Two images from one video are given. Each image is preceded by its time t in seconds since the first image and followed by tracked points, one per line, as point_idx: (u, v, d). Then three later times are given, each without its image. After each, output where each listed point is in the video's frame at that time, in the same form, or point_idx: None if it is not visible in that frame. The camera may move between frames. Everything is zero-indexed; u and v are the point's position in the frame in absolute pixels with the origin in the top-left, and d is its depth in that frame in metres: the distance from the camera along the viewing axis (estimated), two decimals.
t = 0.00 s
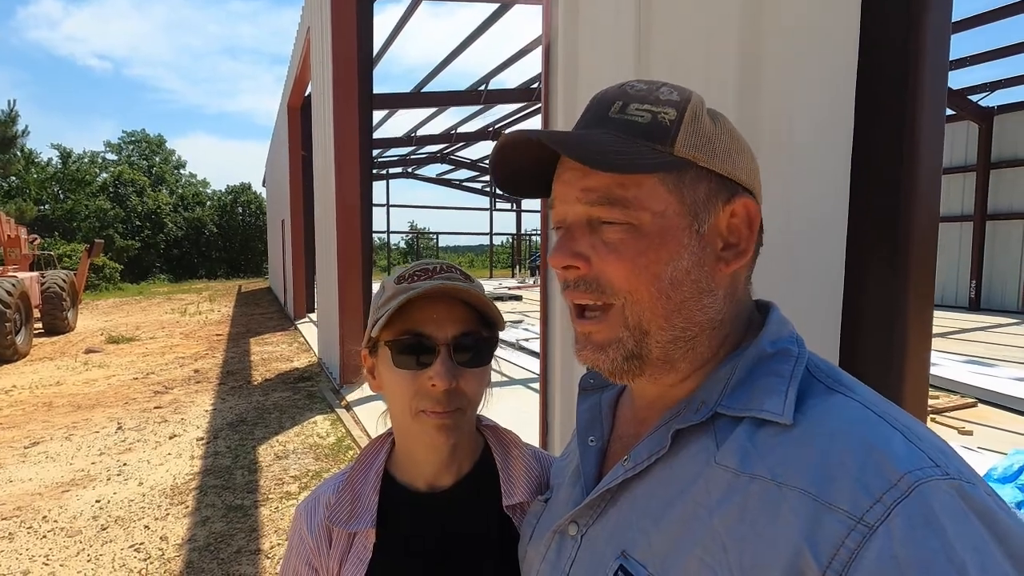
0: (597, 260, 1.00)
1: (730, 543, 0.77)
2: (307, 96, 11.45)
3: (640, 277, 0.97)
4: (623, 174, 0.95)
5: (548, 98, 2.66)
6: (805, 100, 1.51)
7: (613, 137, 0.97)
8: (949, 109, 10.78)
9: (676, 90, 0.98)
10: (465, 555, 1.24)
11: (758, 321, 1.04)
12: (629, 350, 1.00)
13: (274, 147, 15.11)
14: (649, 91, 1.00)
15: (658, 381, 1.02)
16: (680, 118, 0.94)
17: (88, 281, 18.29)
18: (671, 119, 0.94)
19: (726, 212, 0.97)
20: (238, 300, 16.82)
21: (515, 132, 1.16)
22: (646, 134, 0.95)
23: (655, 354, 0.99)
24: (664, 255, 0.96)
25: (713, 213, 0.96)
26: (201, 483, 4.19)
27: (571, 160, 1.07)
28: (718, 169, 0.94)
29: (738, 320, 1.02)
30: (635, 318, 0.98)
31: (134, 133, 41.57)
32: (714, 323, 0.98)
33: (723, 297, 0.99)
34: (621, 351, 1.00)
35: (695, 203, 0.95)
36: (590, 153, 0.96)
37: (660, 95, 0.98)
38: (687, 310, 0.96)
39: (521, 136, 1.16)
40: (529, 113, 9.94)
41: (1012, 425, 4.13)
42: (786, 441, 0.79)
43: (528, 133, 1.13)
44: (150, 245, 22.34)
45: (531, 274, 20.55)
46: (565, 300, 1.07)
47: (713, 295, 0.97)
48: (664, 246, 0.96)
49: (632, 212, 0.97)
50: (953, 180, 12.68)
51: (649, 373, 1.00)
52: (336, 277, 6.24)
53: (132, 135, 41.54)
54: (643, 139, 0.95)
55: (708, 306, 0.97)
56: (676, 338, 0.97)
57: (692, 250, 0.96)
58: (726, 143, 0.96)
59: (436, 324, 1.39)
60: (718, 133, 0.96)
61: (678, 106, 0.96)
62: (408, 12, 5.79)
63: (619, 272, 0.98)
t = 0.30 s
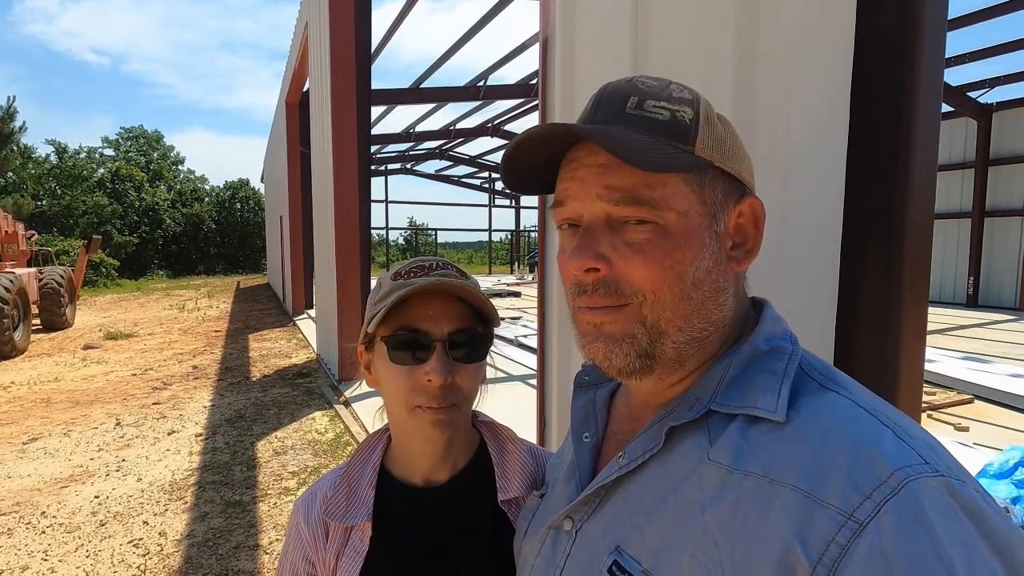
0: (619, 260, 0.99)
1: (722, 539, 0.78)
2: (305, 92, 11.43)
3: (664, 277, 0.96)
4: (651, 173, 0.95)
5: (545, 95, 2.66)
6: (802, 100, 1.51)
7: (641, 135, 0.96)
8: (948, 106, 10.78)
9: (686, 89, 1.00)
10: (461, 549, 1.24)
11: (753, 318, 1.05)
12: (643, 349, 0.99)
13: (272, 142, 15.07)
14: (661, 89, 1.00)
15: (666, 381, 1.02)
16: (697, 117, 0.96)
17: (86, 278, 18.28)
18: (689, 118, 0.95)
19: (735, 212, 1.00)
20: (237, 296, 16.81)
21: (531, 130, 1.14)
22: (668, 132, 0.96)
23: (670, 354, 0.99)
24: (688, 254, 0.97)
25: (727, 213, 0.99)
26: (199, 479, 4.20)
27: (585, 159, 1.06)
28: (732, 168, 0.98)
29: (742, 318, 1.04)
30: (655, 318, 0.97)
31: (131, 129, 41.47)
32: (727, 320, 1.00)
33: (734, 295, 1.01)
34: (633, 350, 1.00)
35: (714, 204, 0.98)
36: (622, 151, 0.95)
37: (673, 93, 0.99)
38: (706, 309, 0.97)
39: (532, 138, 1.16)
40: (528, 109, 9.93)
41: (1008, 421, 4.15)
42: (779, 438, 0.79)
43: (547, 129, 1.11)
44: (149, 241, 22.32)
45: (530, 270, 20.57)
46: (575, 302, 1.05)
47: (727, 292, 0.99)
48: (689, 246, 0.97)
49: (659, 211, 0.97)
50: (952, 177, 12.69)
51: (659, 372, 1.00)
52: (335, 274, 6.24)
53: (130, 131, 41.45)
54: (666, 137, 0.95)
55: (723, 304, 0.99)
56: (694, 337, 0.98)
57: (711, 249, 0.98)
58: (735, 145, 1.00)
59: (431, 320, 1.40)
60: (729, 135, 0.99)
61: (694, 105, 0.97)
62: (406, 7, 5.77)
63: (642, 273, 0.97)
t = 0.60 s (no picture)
0: (627, 256, 0.97)
1: (738, 542, 0.76)
2: (305, 90, 11.39)
3: (674, 275, 0.95)
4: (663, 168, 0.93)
5: (549, 92, 2.64)
6: (807, 98, 1.49)
7: (655, 127, 0.95)
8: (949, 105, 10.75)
9: (709, 79, 0.97)
10: (464, 545, 1.22)
11: (765, 317, 1.03)
12: (650, 347, 0.98)
13: (272, 141, 15.04)
14: (681, 78, 0.97)
15: (672, 380, 1.00)
16: (717, 110, 0.93)
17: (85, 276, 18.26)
18: (709, 110, 0.93)
19: (752, 210, 0.98)
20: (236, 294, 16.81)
21: (542, 120, 1.13)
22: (686, 126, 0.94)
23: (677, 353, 0.97)
24: (699, 253, 0.95)
25: (742, 212, 0.97)
26: (200, 478, 4.18)
27: (597, 150, 1.05)
28: (751, 165, 0.95)
29: (754, 317, 1.02)
30: (663, 317, 0.95)
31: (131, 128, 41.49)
32: (738, 320, 0.98)
33: (746, 295, 0.99)
34: (640, 348, 0.98)
35: (729, 202, 0.95)
36: (636, 143, 0.93)
37: (694, 83, 0.96)
38: (716, 308, 0.95)
39: (537, 130, 1.15)
40: (529, 108, 9.90)
41: (1011, 420, 4.13)
42: (797, 438, 0.78)
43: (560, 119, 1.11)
44: (148, 240, 22.30)
45: (530, 269, 20.59)
46: (584, 294, 1.04)
47: (739, 293, 0.97)
48: (700, 245, 0.95)
49: (670, 208, 0.96)
50: (952, 176, 12.68)
51: (665, 371, 0.99)
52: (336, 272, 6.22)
53: (129, 129, 41.47)
54: (683, 131, 0.94)
55: (734, 304, 0.97)
56: (701, 337, 0.96)
57: (723, 248, 0.96)
58: (756, 140, 0.97)
59: (435, 318, 1.38)
60: (749, 130, 0.96)
61: (714, 97, 0.95)
62: (407, 5, 5.75)
63: (651, 270, 0.95)
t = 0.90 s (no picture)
0: (615, 252, 0.98)
1: (747, 544, 0.76)
2: (307, 90, 11.39)
3: (659, 272, 0.95)
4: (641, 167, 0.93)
5: (552, 91, 2.64)
6: (815, 100, 1.50)
7: (636, 126, 0.96)
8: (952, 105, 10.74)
9: (706, 77, 0.95)
10: (468, 542, 1.22)
11: (772, 315, 1.03)
12: (637, 341, 0.99)
13: (273, 141, 15.04)
14: (677, 78, 0.97)
15: (669, 376, 1.00)
16: (709, 108, 0.92)
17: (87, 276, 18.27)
18: (700, 109, 0.92)
19: (751, 207, 0.95)
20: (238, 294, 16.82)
21: (531, 123, 1.14)
22: (673, 124, 0.93)
23: (667, 348, 0.97)
24: (682, 252, 0.94)
25: (736, 208, 0.94)
26: (202, 477, 4.18)
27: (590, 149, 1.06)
28: (747, 162, 0.92)
29: (755, 316, 1.00)
30: (648, 313, 0.96)
31: (132, 127, 41.51)
32: (731, 319, 0.96)
33: (741, 294, 0.97)
34: (629, 341, 0.99)
35: (719, 199, 0.93)
36: (616, 142, 0.94)
37: (689, 82, 0.96)
38: (704, 307, 0.94)
39: (530, 132, 1.16)
40: (530, 108, 9.89)
41: (1014, 420, 4.13)
42: (805, 439, 0.78)
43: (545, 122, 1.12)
44: (150, 240, 22.32)
45: (531, 269, 20.59)
46: (582, 289, 1.06)
47: (731, 292, 0.95)
48: (683, 243, 0.94)
49: (654, 206, 0.95)
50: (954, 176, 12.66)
51: (657, 366, 0.99)
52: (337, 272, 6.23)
53: (130, 129, 41.47)
54: (670, 129, 0.93)
55: (726, 303, 0.95)
56: (692, 334, 0.96)
57: (713, 246, 0.94)
58: (755, 134, 0.93)
59: (438, 318, 1.38)
60: (748, 124, 0.93)
61: (708, 95, 0.93)
62: (409, 5, 5.75)
63: (637, 267, 0.96)
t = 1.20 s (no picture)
0: (605, 251, 1.00)
1: (735, 542, 0.78)
2: (308, 90, 11.42)
3: (646, 270, 0.97)
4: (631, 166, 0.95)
5: (553, 91, 2.66)
6: (812, 101, 1.51)
7: (629, 128, 0.97)
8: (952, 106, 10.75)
9: (698, 81, 0.97)
10: (466, 538, 1.24)
11: (764, 316, 1.05)
12: (628, 339, 1.01)
13: (274, 142, 15.07)
14: (669, 82, 0.99)
15: (662, 374, 1.02)
16: (700, 110, 0.93)
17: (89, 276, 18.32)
18: (690, 111, 0.93)
19: (740, 208, 0.96)
20: (239, 295, 16.86)
21: (525, 123, 1.17)
22: (665, 126, 0.95)
23: (657, 346, 0.99)
24: (670, 250, 0.96)
25: (725, 208, 0.96)
26: (203, 477, 4.21)
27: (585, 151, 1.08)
28: (738, 163, 0.93)
29: (747, 315, 1.02)
30: (636, 310, 0.98)
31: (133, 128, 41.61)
32: (721, 317, 0.98)
33: (732, 292, 0.99)
34: (620, 338, 1.01)
35: (707, 198, 0.95)
36: (606, 143, 0.96)
37: (681, 85, 0.97)
38: (692, 304, 0.96)
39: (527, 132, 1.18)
40: (531, 108, 9.91)
41: (1013, 421, 4.14)
42: (792, 437, 0.79)
43: (539, 122, 1.14)
44: (151, 241, 22.37)
45: (532, 269, 20.61)
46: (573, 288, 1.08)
47: (720, 290, 0.97)
48: (671, 242, 0.96)
49: (643, 205, 0.97)
50: (956, 177, 12.66)
51: (648, 364, 1.01)
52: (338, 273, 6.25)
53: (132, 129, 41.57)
54: (661, 131, 0.95)
55: (715, 301, 0.97)
56: (679, 330, 0.98)
57: (701, 244, 0.96)
58: (745, 135, 0.95)
59: (438, 319, 1.40)
60: (738, 125, 0.94)
61: (699, 97, 0.95)
62: (410, 6, 5.76)
63: (625, 265, 0.98)
